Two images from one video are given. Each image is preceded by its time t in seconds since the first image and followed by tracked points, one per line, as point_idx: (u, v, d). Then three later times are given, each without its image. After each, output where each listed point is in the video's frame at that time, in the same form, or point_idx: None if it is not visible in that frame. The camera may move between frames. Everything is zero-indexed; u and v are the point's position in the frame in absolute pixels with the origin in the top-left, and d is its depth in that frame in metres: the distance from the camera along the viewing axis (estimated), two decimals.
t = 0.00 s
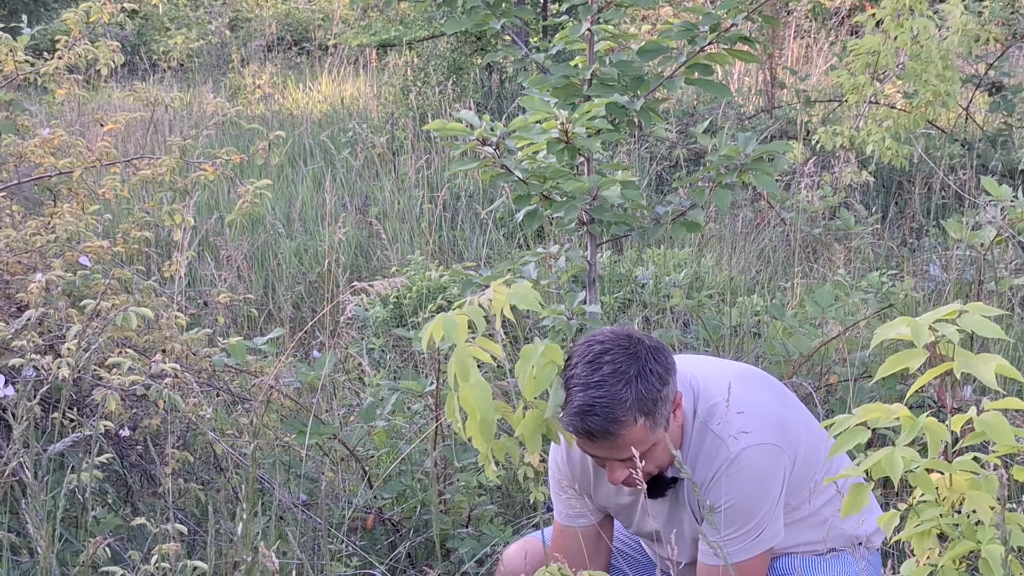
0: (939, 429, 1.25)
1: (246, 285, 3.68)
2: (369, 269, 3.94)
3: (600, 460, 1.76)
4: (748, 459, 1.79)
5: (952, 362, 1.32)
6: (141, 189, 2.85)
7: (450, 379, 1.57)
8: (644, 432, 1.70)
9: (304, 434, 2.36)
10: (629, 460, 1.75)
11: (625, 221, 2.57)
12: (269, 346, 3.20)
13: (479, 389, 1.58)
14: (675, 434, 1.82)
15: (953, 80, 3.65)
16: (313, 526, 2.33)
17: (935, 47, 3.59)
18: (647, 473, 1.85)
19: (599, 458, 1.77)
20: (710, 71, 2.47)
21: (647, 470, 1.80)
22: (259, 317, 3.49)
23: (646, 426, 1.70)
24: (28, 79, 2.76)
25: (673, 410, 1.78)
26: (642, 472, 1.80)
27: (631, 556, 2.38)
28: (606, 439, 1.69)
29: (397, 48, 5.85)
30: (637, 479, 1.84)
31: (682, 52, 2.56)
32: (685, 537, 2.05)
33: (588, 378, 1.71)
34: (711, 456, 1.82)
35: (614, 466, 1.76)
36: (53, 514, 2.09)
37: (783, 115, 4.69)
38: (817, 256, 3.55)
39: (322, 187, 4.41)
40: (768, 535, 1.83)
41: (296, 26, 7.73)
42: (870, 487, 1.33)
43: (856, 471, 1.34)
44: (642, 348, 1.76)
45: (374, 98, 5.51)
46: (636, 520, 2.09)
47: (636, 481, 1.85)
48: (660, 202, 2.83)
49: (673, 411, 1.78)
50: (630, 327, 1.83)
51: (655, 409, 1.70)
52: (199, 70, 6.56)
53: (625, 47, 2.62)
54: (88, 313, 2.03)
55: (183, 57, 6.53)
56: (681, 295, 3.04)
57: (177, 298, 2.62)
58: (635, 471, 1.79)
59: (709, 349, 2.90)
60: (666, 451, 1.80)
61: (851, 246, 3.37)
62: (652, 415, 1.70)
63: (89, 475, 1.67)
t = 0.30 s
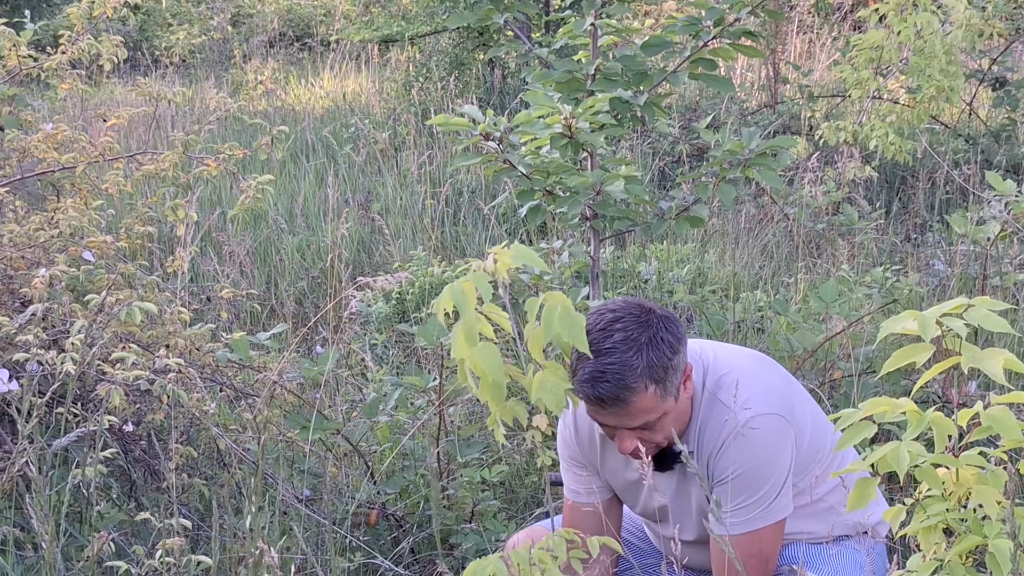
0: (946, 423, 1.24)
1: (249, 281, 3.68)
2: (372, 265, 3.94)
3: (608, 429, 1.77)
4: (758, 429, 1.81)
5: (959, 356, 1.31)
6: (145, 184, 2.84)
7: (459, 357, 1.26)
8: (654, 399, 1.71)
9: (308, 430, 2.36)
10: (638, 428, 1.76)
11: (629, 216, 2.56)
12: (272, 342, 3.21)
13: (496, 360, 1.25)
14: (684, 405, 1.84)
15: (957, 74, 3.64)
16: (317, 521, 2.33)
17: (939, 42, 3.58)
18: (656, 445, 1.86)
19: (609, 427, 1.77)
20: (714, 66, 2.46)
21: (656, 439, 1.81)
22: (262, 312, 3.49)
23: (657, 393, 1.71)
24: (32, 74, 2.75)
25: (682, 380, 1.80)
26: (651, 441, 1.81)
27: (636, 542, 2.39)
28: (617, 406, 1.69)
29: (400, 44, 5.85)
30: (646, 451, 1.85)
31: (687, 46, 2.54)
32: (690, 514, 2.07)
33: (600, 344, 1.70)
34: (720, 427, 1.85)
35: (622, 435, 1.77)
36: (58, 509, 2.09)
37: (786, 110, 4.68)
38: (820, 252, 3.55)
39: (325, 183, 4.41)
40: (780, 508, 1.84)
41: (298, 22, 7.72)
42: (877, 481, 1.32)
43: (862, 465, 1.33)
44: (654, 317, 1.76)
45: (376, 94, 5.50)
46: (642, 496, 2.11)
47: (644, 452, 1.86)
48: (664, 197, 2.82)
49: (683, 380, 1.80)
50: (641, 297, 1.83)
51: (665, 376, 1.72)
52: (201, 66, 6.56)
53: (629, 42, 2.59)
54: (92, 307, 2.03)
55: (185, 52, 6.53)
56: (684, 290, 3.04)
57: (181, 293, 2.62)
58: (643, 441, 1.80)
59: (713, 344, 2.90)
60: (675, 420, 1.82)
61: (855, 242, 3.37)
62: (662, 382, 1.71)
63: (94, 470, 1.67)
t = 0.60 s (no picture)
0: (947, 417, 1.25)
1: (251, 276, 3.69)
2: (373, 261, 3.95)
3: (633, 356, 1.86)
4: (779, 360, 1.94)
5: (959, 350, 1.32)
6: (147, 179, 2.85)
7: (463, 261, 1.28)
8: (681, 325, 1.79)
9: (310, 425, 2.37)
10: (662, 355, 1.85)
11: (630, 212, 2.56)
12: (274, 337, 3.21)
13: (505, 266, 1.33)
14: (704, 337, 1.95)
15: (959, 70, 3.64)
16: (319, 516, 2.34)
17: (941, 37, 3.57)
18: (674, 372, 1.96)
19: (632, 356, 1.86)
20: (716, 61, 2.47)
21: (678, 366, 1.91)
22: (264, 308, 3.50)
23: (682, 318, 1.78)
24: (34, 69, 2.75)
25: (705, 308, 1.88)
26: (673, 368, 1.92)
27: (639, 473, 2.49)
28: (643, 330, 1.75)
29: (401, 39, 5.83)
30: (663, 375, 1.94)
31: (688, 41, 2.54)
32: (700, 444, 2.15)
33: (630, 267, 1.75)
34: (743, 360, 1.97)
35: (646, 362, 1.86)
36: (60, 503, 2.10)
37: (788, 105, 4.67)
38: (822, 247, 3.55)
39: (327, 178, 4.41)
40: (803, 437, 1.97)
41: (300, 17, 7.70)
42: (879, 474, 1.32)
43: (863, 459, 1.33)
44: (683, 242, 1.82)
45: (378, 89, 5.50)
46: (654, 422, 2.18)
47: (663, 379, 1.96)
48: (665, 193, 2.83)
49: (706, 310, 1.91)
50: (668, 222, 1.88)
51: (692, 302, 1.78)
52: (203, 62, 6.55)
53: (631, 37, 2.59)
54: (95, 302, 2.03)
55: (187, 48, 6.52)
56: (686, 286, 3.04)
57: (183, 289, 2.62)
58: (665, 368, 1.91)
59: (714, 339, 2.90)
60: (695, 350, 1.93)
61: (857, 237, 3.37)
62: (688, 308, 1.78)
63: (96, 464, 1.67)
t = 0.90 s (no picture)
0: (947, 416, 1.25)
1: (253, 274, 3.69)
2: (375, 258, 3.96)
3: (651, 207, 1.88)
4: (800, 229, 1.94)
5: (960, 349, 1.32)
6: (149, 176, 2.85)
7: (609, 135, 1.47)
8: (703, 170, 1.82)
9: (312, 422, 2.38)
10: (681, 207, 1.87)
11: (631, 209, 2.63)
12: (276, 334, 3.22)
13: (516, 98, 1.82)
14: (722, 198, 1.95)
15: (961, 67, 3.65)
16: (321, 513, 2.35)
17: (942, 33, 3.60)
18: (690, 234, 1.97)
19: (649, 205, 1.88)
20: (716, 59, 2.48)
21: (694, 221, 1.92)
22: (266, 305, 3.50)
23: (706, 172, 1.82)
24: (36, 67, 2.75)
25: (728, 167, 1.91)
26: (689, 224, 1.92)
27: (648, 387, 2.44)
28: (668, 181, 1.80)
29: (403, 37, 5.83)
30: (680, 237, 1.96)
31: (690, 39, 2.55)
32: (708, 313, 2.13)
33: (658, 118, 1.81)
34: (763, 229, 1.97)
35: (662, 214, 1.88)
36: (63, 501, 2.10)
37: (790, 102, 4.67)
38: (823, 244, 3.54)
39: (328, 176, 4.42)
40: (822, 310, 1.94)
41: (301, 15, 7.70)
42: (880, 472, 1.32)
43: (865, 457, 1.34)
44: (711, 98, 1.88)
45: (380, 86, 5.50)
46: (664, 293, 2.17)
47: (678, 240, 1.97)
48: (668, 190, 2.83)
49: (728, 169, 1.93)
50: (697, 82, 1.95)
51: (717, 156, 1.83)
52: (205, 59, 6.56)
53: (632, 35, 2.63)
54: (97, 300, 2.04)
55: (189, 45, 6.52)
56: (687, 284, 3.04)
57: (186, 286, 2.63)
58: (682, 223, 1.91)
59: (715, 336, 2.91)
60: (712, 210, 1.94)
61: (859, 234, 3.37)
62: (713, 161, 1.82)
63: (100, 462, 1.68)
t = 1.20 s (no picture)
0: (940, 415, 1.26)
1: (251, 272, 3.70)
2: (374, 256, 3.97)
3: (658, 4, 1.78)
4: (815, 61, 1.78)
5: (954, 348, 1.32)
6: (146, 175, 2.84)
7: None
8: None
9: (309, 421, 2.38)
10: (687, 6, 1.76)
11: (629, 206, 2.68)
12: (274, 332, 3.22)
13: None
14: (730, 21, 1.82)
15: (959, 64, 3.67)
16: (318, 512, 2.35)
17: (941, 31, 3.65)
18: (696, 54, 1.82)
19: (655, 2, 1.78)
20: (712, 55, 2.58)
21: (700, 30, 1.78)
22: (264, 303, 3.51)
23: None
24: (32, 65, 2.75)
25: None
26: (693, 34, 1.79)
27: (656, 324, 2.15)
28: None
29: (402, 34, 5.83)
30: (684, 51, 1.81)
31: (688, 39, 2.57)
32: (707, 158, 1.93)
33: None
34: (777, 59, 1.80)
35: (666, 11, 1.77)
36: (58, 500, 2.11)
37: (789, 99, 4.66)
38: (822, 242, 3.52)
39: (327, 173, 4.42)
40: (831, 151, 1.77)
41: (301, 12, 7.68)
42: (873, 472, 1.33)
43: (858, 457, 1.34)
44: None
45: (379, 83, 5.49)
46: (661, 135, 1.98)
47: (683, 56, 1.82)
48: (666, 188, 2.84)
49: None
50: None
51: None
52: (205, 56, 6.56)
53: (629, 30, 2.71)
54: (91, 299, 2.03)
55: (188, 43, 6.52)
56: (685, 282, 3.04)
57: (182, 285, 2.62)
58: (687, 30, 1.78)
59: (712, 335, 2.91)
60: (717, 25, 1.80)
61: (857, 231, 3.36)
62: None
63: (93, 462, 1.68)
